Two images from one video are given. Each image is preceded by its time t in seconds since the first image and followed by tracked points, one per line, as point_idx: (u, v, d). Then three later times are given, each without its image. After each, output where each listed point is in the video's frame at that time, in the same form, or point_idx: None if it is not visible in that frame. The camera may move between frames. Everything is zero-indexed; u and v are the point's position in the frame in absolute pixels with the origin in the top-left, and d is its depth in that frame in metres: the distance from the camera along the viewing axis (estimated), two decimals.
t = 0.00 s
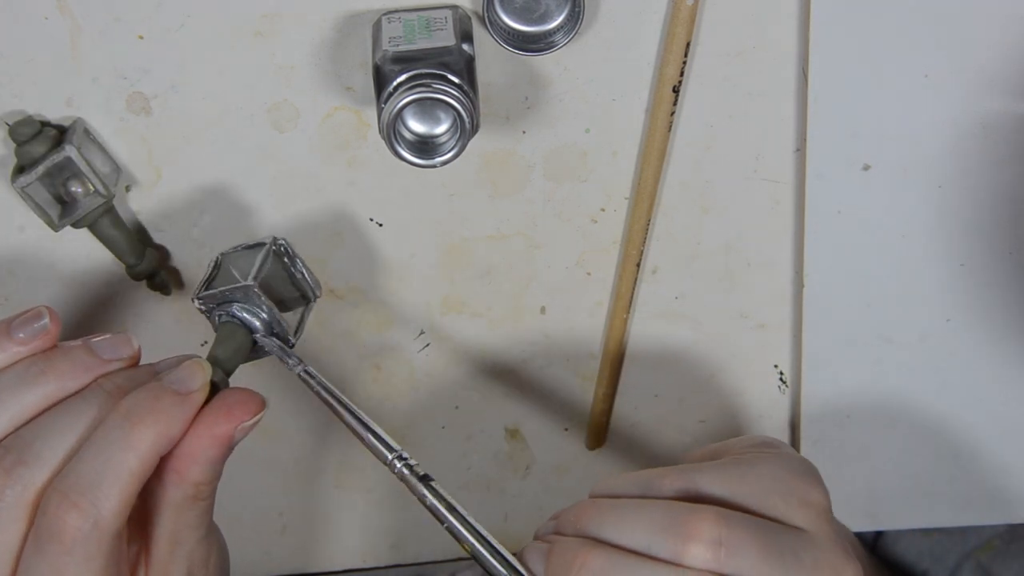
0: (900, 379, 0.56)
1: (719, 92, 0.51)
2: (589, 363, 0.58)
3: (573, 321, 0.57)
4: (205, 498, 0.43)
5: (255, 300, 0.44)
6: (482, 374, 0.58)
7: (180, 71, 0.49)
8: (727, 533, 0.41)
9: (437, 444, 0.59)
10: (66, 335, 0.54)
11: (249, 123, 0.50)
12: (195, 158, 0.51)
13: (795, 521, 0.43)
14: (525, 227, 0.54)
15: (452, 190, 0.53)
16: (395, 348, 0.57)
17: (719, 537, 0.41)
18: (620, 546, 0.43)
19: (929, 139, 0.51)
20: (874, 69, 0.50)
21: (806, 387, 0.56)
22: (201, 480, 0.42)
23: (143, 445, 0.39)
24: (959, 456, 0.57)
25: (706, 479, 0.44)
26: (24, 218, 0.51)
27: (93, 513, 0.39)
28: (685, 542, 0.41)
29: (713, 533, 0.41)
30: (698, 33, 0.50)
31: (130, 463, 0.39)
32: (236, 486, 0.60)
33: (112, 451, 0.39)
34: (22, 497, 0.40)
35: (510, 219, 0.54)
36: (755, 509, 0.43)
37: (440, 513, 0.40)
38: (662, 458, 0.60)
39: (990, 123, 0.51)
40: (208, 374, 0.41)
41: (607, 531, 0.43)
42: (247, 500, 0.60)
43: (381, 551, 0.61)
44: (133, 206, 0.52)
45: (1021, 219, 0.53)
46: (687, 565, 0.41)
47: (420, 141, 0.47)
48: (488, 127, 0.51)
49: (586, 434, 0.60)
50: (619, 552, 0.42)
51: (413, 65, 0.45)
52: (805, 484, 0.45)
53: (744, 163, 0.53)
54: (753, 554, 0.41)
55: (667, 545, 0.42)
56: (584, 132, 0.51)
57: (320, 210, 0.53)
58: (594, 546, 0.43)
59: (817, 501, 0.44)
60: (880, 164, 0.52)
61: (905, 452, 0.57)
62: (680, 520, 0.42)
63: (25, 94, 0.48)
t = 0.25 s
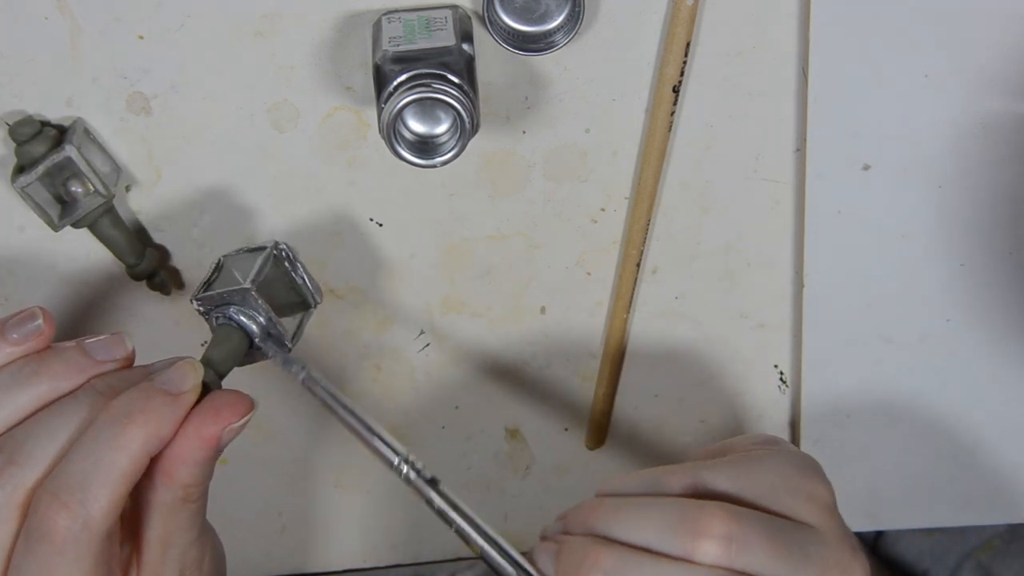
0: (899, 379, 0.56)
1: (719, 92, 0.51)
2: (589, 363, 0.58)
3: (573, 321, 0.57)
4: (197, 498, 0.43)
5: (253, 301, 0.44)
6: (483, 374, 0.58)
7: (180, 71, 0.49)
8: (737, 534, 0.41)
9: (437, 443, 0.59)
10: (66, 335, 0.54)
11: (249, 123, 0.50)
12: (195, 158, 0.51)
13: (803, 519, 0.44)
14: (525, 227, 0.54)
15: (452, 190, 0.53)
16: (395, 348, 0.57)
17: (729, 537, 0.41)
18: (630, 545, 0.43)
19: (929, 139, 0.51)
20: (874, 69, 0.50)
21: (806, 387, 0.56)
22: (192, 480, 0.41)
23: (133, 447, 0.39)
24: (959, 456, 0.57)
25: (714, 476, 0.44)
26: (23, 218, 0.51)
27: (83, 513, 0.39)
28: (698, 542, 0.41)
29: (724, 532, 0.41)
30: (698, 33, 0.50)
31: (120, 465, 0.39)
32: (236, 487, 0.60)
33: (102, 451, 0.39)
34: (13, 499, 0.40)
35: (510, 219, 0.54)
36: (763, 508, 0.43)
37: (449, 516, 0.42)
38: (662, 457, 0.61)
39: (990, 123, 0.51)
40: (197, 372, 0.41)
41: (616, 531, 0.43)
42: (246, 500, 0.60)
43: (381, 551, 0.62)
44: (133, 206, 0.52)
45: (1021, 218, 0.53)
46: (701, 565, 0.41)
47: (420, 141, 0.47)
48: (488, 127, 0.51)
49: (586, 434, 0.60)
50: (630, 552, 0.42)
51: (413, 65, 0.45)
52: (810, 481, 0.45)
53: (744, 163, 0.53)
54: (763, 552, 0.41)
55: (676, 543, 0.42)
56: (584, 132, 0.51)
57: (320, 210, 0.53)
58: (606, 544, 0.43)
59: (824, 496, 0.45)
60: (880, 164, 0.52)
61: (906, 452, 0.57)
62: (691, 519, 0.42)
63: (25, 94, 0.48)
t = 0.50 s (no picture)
0: (899, 379, 0.56)
1: (719, 92, 0.51)
2: (589, 363, 0.58)
3: (573, 321, 0.57)
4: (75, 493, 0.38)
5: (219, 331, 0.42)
6: (483, 374, 0.58)
7: (181, 71, 0.49)
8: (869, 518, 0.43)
9: (437, 443, 0.60)
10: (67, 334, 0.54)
11: (249, 123, 0.50)
12: (195, 158, 0.51)
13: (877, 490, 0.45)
14: (525, 227, 0.54)
15: (452, 190, 0.53)
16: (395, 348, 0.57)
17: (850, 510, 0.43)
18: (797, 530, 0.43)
19: (930, 139, 0.51)
20: (874, 68, 0.50)
21: (806, 387, 0.57)
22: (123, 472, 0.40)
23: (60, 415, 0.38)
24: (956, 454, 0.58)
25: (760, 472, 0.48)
26: (24, 218, 0.51)
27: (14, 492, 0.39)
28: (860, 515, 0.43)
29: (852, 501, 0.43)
30: (697, 33, 0.50)
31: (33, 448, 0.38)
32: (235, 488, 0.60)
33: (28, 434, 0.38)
34: None
35: (510, 219, 0.54)
36: (800, 489, 0.45)
37: (619, 527, 0.41)
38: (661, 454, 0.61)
39: (990, 123, 0.51)
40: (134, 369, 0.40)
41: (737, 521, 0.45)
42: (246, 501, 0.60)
43: (380, 552, 0.62)
44: (133, 206, 0.52)
45: (1021, 218, 0.53)
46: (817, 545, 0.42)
47: (420, 141, 0.47)
48: (488, 127, 0.51)
49: (587, 434, 0.60)
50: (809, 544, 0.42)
51: (413, 65, 0.45)
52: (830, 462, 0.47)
53: (744, 163, 0.53)
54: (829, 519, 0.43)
55: (857, 524, 0.43)
56: (584, 132, 0.51)
57: (319, 210, 0.53)
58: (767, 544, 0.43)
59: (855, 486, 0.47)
60: (880, 164, 0.52)
61: (904, 450, 0.58)
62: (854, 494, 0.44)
63: (25, 94, 0.48)
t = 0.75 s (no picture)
0: (898, 378, 0.56)
1: (720, 92, 0.51)
2: (589, 363, 0.58)
3: (574, 321, 0.57)
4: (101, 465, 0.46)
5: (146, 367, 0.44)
6: (483, 375, 0.58)
7: (180, 71, 0.49)
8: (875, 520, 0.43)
9: (437, 444, 0.59)
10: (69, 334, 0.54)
11: (249, 124, 0.50)
12: (195, 158, 0.51)
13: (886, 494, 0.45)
14: (525, 227, 0.54)
15: (452, 190, 0.53)
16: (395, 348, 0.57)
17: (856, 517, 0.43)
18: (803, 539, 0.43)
19: (930, 139, 0.51)
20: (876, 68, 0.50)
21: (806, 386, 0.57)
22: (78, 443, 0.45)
23: None
24: (953, 454, 0.58)
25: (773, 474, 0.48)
26: (24, 218, 0.51)
27: None
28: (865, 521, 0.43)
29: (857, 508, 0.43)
30: (698, 32, 0.49)
31: None
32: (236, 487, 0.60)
33: None
34: None
35: (511, 219, 0.54)
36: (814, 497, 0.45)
37: (631, 537, 0.40)
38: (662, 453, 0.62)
39: (991, 123, 0.51)
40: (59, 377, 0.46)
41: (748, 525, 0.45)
42: (247, 500, 0.60)
43: (381, 552, 0.62)
44: (134, 207, 0.52)
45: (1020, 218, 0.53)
46: (831, 556, 0.42)
47: (420, 141, 0.47)
48: (488, 127, 0.51)
49: (587, 434, 0.60)
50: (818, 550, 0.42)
51: (414, 65, 0.46)
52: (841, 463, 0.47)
53: (744, 163, 0.53)
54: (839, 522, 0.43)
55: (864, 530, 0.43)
56: (584, 132, 0.51)
57: (320, 210, 0.53)
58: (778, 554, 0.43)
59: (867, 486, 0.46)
60: (880, 164, 0.52)
61: (903, 449, 0.58)
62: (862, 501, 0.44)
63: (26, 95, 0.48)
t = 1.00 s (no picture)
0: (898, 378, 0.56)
1: (721, 92, 0.51)
2: (591, 363, 0.58)
3: (576, 321, 0.57)
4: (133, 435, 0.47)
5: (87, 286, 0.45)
6: (484, 375, 0.58)
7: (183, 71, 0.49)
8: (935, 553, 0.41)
9: (438, 443, 0.60)
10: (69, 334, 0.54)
11: (251, 124, 0.50)
12: (197, 158, 0.51)
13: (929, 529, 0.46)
14: (527, 227, 0.54)
15: (454, 190, 0.53)
16: (396, 348, 0.57)
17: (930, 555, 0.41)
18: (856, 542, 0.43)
19: (933, 139, 0.51)
20: (879, 69, 0.49)
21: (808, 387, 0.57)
22: (99, 403, 0.47)
23: None
24: (954, 454, 0.58)
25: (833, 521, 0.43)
26: (26, 218, 0.51)
27: (86, 462, 0.46)
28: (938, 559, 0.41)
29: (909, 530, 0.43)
30: (699, 32, 0.50)
31: None
32: (236, 487, 0.60)
33: (5, 414, 0.45)
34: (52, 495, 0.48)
35: (513, 219, 0.54)
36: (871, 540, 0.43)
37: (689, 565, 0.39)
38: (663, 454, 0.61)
39: (994, 123, 0.51)
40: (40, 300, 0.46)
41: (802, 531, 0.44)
42: (247, 500, 0.60)
43: (382, 553, 0.62)
44: (136, 207, 0.52)
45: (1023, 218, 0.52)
46: (882, 554, 0.41)
47: (422, 142, 0.47)
48: (491, 127, 0.51)
49: (588, 435, 0.60)
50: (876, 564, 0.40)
51: (416, 65, 0.45)
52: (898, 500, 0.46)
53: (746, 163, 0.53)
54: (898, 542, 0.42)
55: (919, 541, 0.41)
56: (586, 132, 0.52)
57: (321, 210, 0.53)
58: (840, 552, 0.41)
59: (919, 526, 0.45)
60: (883, 164, 0.52)
61: (903, 449, 0.58)
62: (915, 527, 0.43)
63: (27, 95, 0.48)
